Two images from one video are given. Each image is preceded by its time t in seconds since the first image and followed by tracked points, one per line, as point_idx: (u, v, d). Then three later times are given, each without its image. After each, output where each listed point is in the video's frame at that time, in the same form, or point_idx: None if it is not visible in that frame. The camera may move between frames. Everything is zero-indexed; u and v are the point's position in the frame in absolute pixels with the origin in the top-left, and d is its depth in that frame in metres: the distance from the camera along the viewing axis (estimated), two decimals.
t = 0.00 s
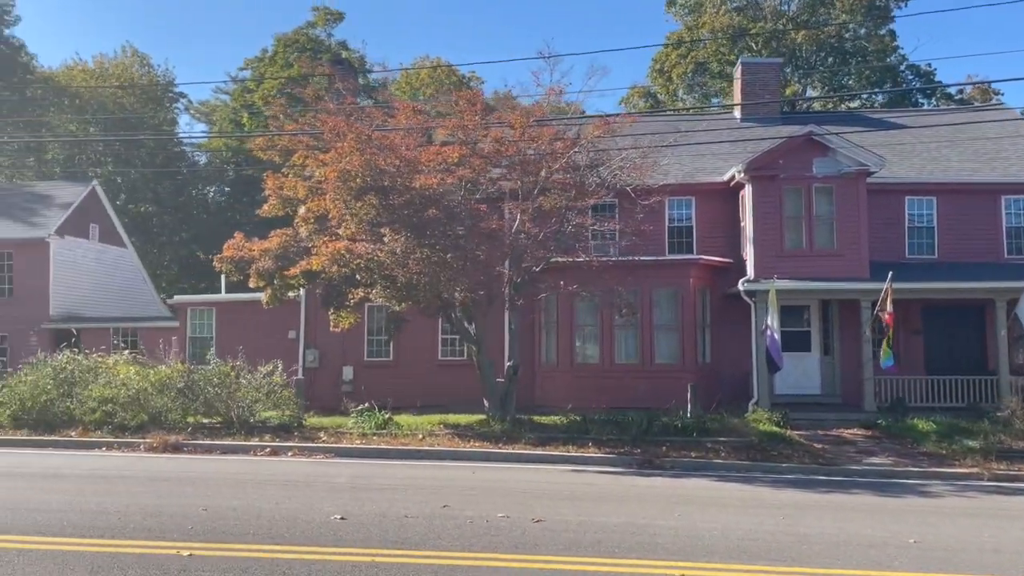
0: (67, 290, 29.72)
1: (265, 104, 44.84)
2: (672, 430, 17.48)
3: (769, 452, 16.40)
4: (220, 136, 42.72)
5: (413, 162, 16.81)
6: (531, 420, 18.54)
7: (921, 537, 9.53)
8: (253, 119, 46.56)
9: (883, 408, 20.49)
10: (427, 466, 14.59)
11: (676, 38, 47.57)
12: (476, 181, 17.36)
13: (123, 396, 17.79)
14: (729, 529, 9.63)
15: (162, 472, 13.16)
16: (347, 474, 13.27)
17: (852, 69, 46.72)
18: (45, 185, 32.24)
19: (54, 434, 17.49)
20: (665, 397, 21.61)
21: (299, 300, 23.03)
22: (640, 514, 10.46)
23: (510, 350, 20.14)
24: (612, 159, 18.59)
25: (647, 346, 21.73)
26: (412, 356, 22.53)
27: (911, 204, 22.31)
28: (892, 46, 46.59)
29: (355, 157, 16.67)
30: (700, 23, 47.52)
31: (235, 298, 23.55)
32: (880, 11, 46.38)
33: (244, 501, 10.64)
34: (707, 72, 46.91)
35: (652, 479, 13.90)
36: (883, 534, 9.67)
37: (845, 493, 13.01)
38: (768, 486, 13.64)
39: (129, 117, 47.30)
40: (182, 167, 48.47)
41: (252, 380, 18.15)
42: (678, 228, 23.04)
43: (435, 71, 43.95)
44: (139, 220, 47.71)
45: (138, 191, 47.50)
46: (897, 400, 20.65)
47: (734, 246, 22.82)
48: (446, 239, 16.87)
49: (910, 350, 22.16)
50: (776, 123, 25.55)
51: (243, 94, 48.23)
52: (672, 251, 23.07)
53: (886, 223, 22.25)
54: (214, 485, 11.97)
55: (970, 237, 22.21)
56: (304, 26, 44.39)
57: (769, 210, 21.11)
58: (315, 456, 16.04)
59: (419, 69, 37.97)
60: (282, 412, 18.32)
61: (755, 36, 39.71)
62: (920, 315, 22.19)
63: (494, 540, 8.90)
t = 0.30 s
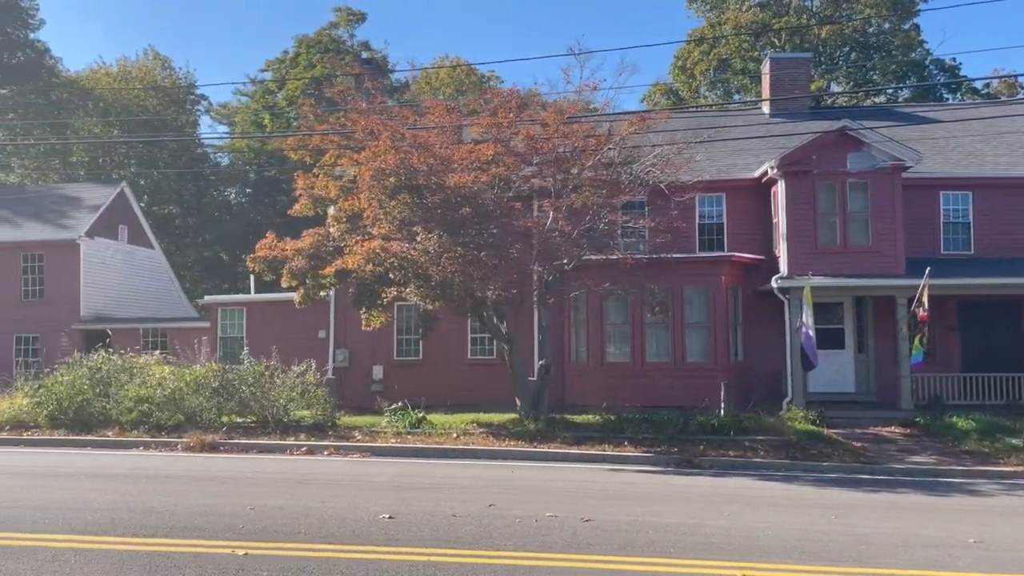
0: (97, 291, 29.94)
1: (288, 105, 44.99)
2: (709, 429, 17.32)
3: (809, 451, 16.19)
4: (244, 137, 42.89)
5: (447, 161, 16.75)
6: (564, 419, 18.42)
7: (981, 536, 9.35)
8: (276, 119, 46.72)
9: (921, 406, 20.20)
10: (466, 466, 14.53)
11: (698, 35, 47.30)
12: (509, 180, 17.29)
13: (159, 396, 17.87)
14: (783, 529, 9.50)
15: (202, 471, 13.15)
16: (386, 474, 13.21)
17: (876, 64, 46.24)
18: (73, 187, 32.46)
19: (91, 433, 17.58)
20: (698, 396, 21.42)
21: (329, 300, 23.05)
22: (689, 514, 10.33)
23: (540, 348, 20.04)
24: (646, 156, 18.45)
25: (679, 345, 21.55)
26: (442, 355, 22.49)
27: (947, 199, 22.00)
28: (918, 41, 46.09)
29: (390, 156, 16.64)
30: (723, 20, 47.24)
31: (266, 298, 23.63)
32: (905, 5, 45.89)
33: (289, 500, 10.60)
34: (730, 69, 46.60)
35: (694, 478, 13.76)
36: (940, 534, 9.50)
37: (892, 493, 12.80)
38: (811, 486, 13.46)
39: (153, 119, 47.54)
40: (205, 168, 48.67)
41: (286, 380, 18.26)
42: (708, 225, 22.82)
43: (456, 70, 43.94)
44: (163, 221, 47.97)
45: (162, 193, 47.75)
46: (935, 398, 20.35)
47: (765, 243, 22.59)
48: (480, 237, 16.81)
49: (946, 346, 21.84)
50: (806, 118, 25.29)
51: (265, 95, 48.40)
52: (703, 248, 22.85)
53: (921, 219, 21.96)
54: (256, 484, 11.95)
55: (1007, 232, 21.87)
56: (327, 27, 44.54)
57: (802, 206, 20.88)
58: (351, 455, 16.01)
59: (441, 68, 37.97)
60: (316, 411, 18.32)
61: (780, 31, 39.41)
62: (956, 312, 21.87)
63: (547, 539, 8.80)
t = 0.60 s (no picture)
0: (121, 293, 30.02)
1: (306, 105, 45.03)
2: (742, 430, 17.12)
3: (845, 452, 15.97)
4: (263, 138, 42.95)
5: (477, 160, 16.63)
6: (594, 420, 18.24)
7: None
8: (293, 120, 46.75)
9: (955, 406, 19.94)
10: (500, 468, 14.40)
11: (717, 32, 47.00)
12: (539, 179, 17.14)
13: (188, 397, 17.86)
14: (834, 533, 9.33)
15: (237, 473, 13.09)
16: (421, 476, 13.10)
17: (896, 60, 45.86)
18: (95, 189, 32.55)
19: (121, 435, 17.58)
20: (726, 396, 21.20)
21: (353, 300, 23.01)
22: (736, 518, 10.18)
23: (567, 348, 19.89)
24: (676, 154, 18.25)
25: (707, 344, 21.34)
26: (467, 355, 22.37)
27: (978, 196, 21.68)
28: (940, 36, 45.64)
29: (420, 156, 16.56)
30: (742, 17, 46.94)
31: (291, 299, 23.59)
32: None
33: (329, 504, 10.50)
34: (748, 66, 46.34)
35: (732, 480, 13.59)
36: (995, 537, 9.31)
37: (936, 495, 12.59)
38: (852, 487, 13.27)
39: (170, 120, 47.61)
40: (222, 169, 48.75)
41: (314, 381, 18.22)
42: (735, 223, 22.58)
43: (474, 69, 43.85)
44: (180, 222, 48.11)
45: (180, 194, 47.83)
46: (968, 397, 20.08)
47: (793, 241, 22.34)
48: (510, 237, 16.69)
49: (979, 345, 21.52)
50: (832, 115, 25.03)
51: (282, 96, 48.43)
52: (730, 247, 22.60)
53: (952, 216, 21.66)
54: (293, 487, 11.86)
55: None
56: (344, 27, 44.54)
57: (832, 203, 20.63)
58: (382, 456, 15.92)
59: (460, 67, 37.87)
60: (344, 412, 18.24)
61: (800, 28, 39.11)
62: (989, 310, 21.56)
63: (596, 542, 8.67)
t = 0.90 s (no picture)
0: (141, 292, 30.07)
1: (322, 105, 45.01)
2: (773, 428, 16.94)
3: (880, 451, 15.77)
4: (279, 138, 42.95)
5: (505, 157, 16.52)
6: (622, 418, 18.10)
7: None
8: (308, 119, 46.72)
9: (986, 403, 19.72)
10: (532, 467, 14.29)
11: (734, 28, 46.70)
12: (567, 176, 17.01)
13: (216, 396, 17.82)
14: (884, 533, 9.18)
15: (270, 472, 13.02)
16: (455, 475, 13.00)
17: (914, 55, 45.49)
18: (115, 189, 32.59)
19: (149, 434, 17.56)
20: (753, 394, 21.02)
21: (376, 299, 22.93)
22: (781, 517, 10.03)
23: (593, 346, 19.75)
24: (704, 149, 18.07)
25: (734, 342, 21.16)
26: (491, 354, 22.26)
27: (1008, 190, 21.42)
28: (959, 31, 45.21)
29: (448, 153, 16.44)
30: (759, 13, 46.65)
31: (314, 297, 23.53)
32: None
33: (368, 503, 10.41)
34: (765, 62, 46.07)
35: (768, 479, 13.45)
36: None
37: (978, 494, 12.41)
38: (891, 486, 13.10)
39: (186, 120, 47.67)
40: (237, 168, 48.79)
41: (340, 380, 18.14)
42: (761, 219, 22.38)
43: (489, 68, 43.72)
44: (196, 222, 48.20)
45: (195, 194, 47.88)
46: (999, 394, 19.86)
47: (820, 237, 22.13)
48: (538, 234, 16.57)
49: (1008, 342, 21.30)
50: (857, 110, 24.81)
51: (296, 95, 48.42)
52: (756, 243, 22.39)
53: (981, 211, 21.41)
54: (328, 486, 11.77)
55: None
56: (360, 26, 44.50)
57: (860, 199, 20.40)
58: (411, 455, 15.83)
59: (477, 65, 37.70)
60: (370, 411, 18.15)
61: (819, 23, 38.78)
62: (1018, 306, 21.31)
63: (645, 541, 8.55)
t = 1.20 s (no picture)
0: (165, 294, 30.17)
1: (340, 106, 45.05)
2: (807, 430, 16.77)
3: (917, 452, 15.59)
4: (298, 138, 43.00)
5: (537, 157, 16.45)
6: (653, 420, 17.97)
7: None
8: (326, 120, 46.74)
9: (1019, 404, 19.49)
10: (566, 469, 14.19)
11: (753, 27, 46.39)
12: (599, 176, 16.91)
13: (246, 398, 17.81)
14: (936, 538, 9.05)
15: (304, 475, 12.97)
16: (492, 477, 12.92)
17: (935, 52, 45.08)
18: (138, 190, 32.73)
19: (179, 436, 17.58)
20: (782, 395, 20.85)
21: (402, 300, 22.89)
22: (828, 521, 9.91)
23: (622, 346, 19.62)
24: (735, 148, 17.94)
25: (763, 342, 20.97)
26: (517, 354, 22.17)
27: None
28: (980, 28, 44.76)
29: (480, 153, 16.39)
30: (777, 12, 46.36)
31: (339, 299, 23.52)
32: None
33: (409, 506, 10.35)
34: (784, 61, 45.80)
35: (806, 482, 13.30)
36: None
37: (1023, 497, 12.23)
38: (932, 489, 12.93)
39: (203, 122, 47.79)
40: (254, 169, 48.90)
41: (369, 381, 18.11)
42: (788, 219, 22.24)
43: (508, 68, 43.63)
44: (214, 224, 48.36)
45: (213, 195, 48.02)
46: None
47: (849, 236, 21.92)
48: (570, 234, 16.48)
49: None
50: (884, 108, 24.56)
51: (313, 97, 48.47)
52: (783, 242, 22.24)
53: (1012, 209, 21.15)
54: (366, 488, 11.72)
55: None
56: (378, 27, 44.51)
57: (891, 197, 20.18)
58: (443, 457, 15.75)
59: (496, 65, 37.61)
60: (399, 412, 18.09)
61: (839, 21, 38.48)
62: None
63: (696, 546, 8.45)
